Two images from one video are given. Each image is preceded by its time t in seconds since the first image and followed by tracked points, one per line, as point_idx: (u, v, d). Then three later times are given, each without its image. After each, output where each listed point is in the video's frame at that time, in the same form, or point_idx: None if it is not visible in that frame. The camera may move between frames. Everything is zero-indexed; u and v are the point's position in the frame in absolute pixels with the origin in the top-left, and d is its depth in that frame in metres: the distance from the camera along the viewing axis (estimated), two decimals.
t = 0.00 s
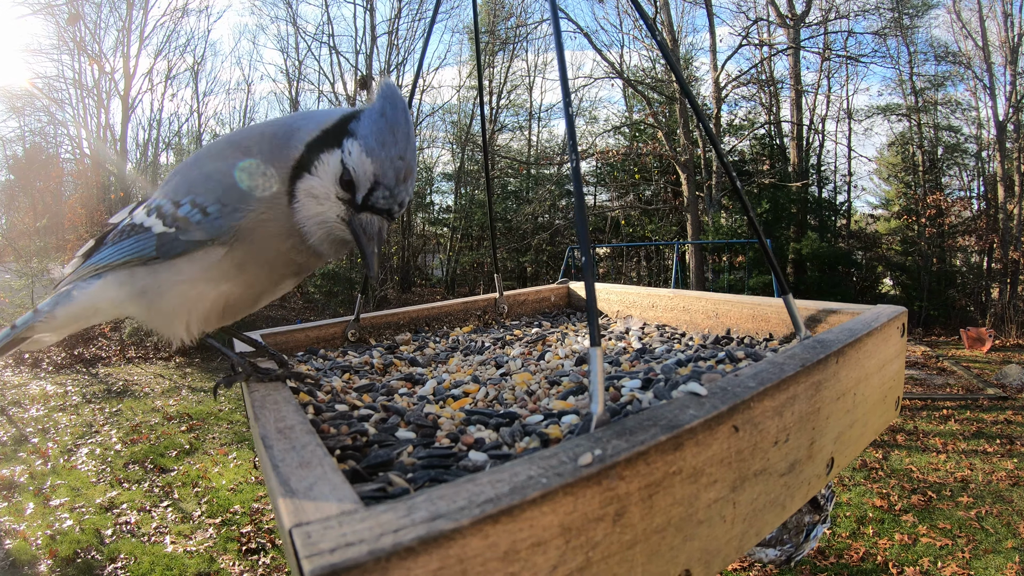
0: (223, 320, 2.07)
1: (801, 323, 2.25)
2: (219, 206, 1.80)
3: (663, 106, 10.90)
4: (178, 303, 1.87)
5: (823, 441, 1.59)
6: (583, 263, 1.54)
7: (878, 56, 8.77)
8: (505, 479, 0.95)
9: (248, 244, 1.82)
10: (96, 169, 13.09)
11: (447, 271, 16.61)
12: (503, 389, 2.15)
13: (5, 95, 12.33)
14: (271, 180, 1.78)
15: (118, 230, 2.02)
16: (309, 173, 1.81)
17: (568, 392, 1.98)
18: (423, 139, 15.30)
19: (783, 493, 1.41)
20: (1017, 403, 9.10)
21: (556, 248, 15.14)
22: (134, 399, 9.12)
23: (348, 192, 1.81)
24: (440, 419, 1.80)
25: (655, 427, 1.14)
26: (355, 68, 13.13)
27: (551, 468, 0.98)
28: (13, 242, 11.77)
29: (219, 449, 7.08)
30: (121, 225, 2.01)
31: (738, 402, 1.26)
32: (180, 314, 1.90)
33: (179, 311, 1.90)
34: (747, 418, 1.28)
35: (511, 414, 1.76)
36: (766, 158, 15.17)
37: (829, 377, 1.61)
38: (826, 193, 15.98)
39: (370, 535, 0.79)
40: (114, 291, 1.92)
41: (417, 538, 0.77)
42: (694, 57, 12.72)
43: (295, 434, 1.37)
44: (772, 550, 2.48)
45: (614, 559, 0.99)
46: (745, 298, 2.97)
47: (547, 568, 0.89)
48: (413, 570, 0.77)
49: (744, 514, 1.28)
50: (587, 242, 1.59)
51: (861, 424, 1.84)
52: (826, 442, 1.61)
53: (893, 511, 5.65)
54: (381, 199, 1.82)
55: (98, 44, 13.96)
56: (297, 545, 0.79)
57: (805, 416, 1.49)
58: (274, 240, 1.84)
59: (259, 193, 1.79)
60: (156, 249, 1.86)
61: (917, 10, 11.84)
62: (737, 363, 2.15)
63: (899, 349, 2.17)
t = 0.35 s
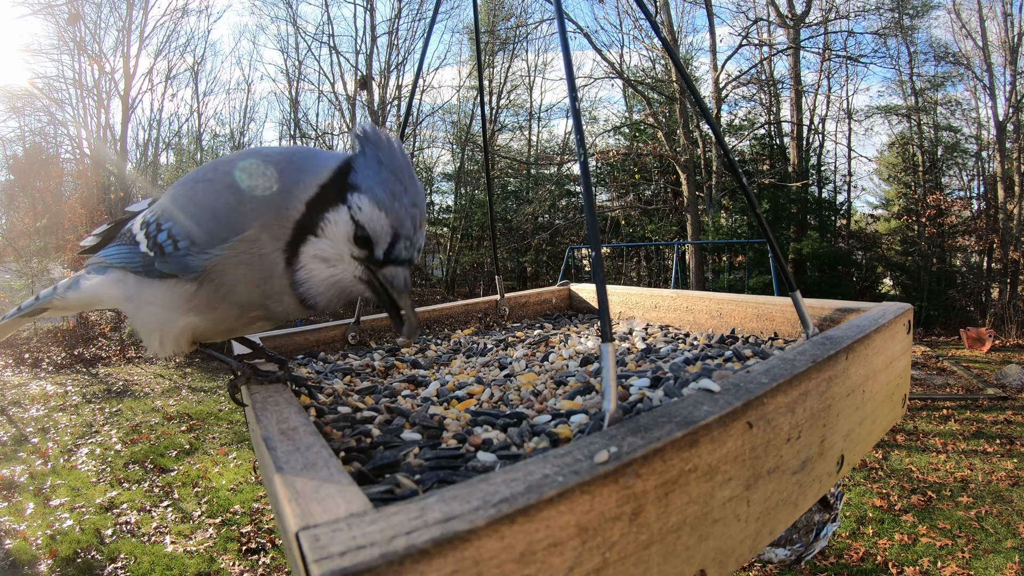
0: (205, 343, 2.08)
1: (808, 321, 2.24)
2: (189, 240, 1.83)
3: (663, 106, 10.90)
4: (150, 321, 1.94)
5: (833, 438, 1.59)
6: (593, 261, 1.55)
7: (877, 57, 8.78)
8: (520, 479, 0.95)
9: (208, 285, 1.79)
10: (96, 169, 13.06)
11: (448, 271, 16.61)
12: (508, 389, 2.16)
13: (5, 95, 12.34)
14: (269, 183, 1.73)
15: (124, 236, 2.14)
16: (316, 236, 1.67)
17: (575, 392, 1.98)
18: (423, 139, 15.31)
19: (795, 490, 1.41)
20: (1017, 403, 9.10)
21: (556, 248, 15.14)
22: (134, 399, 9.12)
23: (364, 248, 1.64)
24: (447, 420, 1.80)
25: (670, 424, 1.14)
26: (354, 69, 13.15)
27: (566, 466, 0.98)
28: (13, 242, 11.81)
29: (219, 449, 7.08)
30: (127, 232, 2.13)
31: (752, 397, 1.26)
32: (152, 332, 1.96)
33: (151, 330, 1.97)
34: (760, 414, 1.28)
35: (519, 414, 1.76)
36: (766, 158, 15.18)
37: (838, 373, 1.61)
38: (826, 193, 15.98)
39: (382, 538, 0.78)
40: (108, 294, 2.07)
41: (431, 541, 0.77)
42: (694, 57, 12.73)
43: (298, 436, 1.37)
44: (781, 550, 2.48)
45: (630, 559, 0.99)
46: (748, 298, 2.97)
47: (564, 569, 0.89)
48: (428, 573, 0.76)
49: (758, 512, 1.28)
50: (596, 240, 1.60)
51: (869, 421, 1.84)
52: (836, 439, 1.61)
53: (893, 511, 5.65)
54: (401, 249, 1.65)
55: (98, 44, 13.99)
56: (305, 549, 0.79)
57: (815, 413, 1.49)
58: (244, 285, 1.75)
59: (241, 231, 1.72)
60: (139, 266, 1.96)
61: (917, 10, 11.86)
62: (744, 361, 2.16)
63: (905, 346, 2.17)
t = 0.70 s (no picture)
0: (227, 337, 2.05)
1: (809, 322, 2.24)
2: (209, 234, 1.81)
3: (663, 106, 10.90)
4: (172, 322, 1.91)
5: (833, 437, 1.60)
6: (598, 263, 1.55)
7: (878, 57, 8.78)
8: (530, 479, 0.95)
9: (234, 271, 1.77)
10: (96, 170, 13.07)
11: (447, 272, 16.61)
12: (510, 389, 2.16)
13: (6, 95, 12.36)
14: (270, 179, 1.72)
15: (129, 247, 2.11)
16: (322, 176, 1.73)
17: (577, 392, 1.99)
18: (423, 139, 15.31)
19: (796, 488, 1.42)
20: (1017, 403, 9.10)
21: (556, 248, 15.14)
22: (134, 399, 9.12)
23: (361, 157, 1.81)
24: (450, 420, 1.80)
25: (675, 424, 1.14)
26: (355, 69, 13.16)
27: (575, 467, 0.98)
28: (13, 242, 11.80)
29: (219, 449, 7.08)
30: (131, 242, 2.10)
31: (755, 397, 1.26)
32: (176, 332, 1.93)
33: (175, 330, 1.94)
34: (763, 413, 1.29)
35: (522, 415, 1.76)
36: (766, 158, 15.18)
37: (838, 372, 1.61)
38: (826, 193, 15.97)
39: (396, 541, 0.78)
40: (122, 304, 2.03)
41: (446, 542, 0.77)
42: (694, 57, 12.74)
43: (306, 439, 1.36)
44: (782, 547, 2.49)
45: (636, 558, 0.99)
46: (747, 297, 2.97)
47: (573, 569, 0.89)
48: (442, 574, 0.76)
49: (760, 510, 1.28)
50: (601, 242, 1.60)
51: (869, 420, 1.84)
52: (836, 438, 1.61)
53: (893, 511, 5.66)
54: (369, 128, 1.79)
55: (98, 45, 14.00)
56: (321, 553, 0.78)
57: (815, 412, 1.50)
58: (273, 257, 1.73)
59: (259, 207, 1.72)
60: (155, 270, 1.93)
61: (918, 10, 11.85)
62: (745, 361, 2.16)
63: (904, 346, 2.18)
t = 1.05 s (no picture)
0: (222, 333, 2.06)
1: (799, 323, 2.24)
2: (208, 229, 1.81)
3: (663, 106, 10.89)
4: (168, 316, 1.92)
5: (820, 444, 1.59)
6: (579, 263, 1.54)
7: (877, 57, 8.77)
8: (496, 480, 0.94)
9: (233, 266, 1.78)
10: (97, 169, 13.10)
11: (448, 271, 16.61)
12: (501, 389, 2.15)
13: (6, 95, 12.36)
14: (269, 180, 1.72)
15: (129, 242, 2.11)
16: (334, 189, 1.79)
17: (566, 392, 1.98)
18: (423, 139, 15.31)
19: (779, 495, 1.41)
20: (1017, 403, 9.09)
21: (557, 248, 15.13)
22: (133, 399, 9.12)
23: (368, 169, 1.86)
24: (437, 419, 1.79)
25: (647, 429, 1.13)
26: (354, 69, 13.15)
27: (541, 469, 0.98)
28: (13, 242, 11.80)
29: (219, 449, 7.08)
30: (131, 236, 2.10)
31: (732, 404, 1.26)
32: (171, 326, 1.94)
33: (170, 323, 1.94)
34: (741, 420, 1.28)
35: (508, 414, 1.76)
36: (767, 158, 15.17)
37: (826, 379, 1.60)
38: (826, 193, 15.96)
39: (359, 535, 0.79)
40: (118, 297, 2.03)
41: (405, 539, 0.78)
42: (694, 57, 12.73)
43: (290, 434, 1.36)
44: (769, 552, 2.48)
45: (604, 560, 0.98)
46: (745, 299, 2.97)
47: (536, 569, 0.89)
48: (400, 570, 0.77)
49: (739, 516, 1.28)
50: (581, 242, 1.60)
51: (859, 425, 1.83)
52: (823, 445, 1.61)
53: (893, 511, 5.65)
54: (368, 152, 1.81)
55: (99, 45, 14.02)
56: (288, 543, 0.79)
57: (801, 419, 1.49)
58: (270, 256, 1.75)
59: (256, 207, 1.73)
60: (153, 264, 1.93)
61: (917, 10, 11.86)
62: (735, 364, 2.15)
63: (898, 351, 2.17)
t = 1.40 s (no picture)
0: (219, 331, 2.07)
1: (799, 324, 2.24)
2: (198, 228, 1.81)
3: (663, 106, 10.89)
4: (163, 318, 1.92)
5: (820, 444, 1.59)
6: (577, 262, 1.54)
7: (878, 57, 8.77)
8: (493, 479, 0.95)
9: (227, 262, 1.79)
10: (97, 169, 13.12)
11: (448, 271, 16.63)
12: (499, 388, 2.16)
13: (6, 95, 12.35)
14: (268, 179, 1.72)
15: (118, 245, 2.11)
16: (345, 168, 1.88)
17: (565, 392, 1.99)
18: (423, 139, 15.30)
19: (778, 495, 1.41)
20: (1017, 403, 9.09)
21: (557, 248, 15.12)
22: (134, 399, 9.12)
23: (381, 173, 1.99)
24: (435, 419, 1.80)
25: (647, 429, 1.14)
26: (354, 69, 13.14)
27: (539, 469, 0.98)
28: (13, 242, 11.79)
29: (219, 449, 7.08)
30: (120, 239, 2.10)
31: (732, 403, 1.26)
32: (167, 328, 1.94)
33: (166, 325, 1.95)
34: (740, 419, 1.28)
35: (506, 414, 1.76)
36: (767, 158, 15.17)
37: (826, 379, 1.61)
38: (826, 193, 15.94)
39: (355, 534, 0.79)
40: (112, 300, 2.04)
41: (401, 538, 0.78)
42: (694, 57, 12.72)
43: (287, 433, 1.37)
44: (768, 554, 2.48)
45: (603, 560, 0.99)
46: (744, 299, 2.97)
47: (534, 569, 0.89)
48: (396, 570, 0.77)
49: (739, 516, 1.28)
50: (580, 241, 1.59)
51: (859, 426, 1.83)
52: (823, 445, 1.61)
53: (893, 511, 5.65)
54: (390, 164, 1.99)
55: (98, 44, 14.00)
56: (282, 542, 0.79)
57: (801, 419, 1.49)
58: (264, 248, 1.75)
59: (249, 200, 1.73)
60: (146, 266, 1.94)
61: (917, 10, 11.85)
62: (734, 364, 2.16)
63: (899, 351, 2.17)
